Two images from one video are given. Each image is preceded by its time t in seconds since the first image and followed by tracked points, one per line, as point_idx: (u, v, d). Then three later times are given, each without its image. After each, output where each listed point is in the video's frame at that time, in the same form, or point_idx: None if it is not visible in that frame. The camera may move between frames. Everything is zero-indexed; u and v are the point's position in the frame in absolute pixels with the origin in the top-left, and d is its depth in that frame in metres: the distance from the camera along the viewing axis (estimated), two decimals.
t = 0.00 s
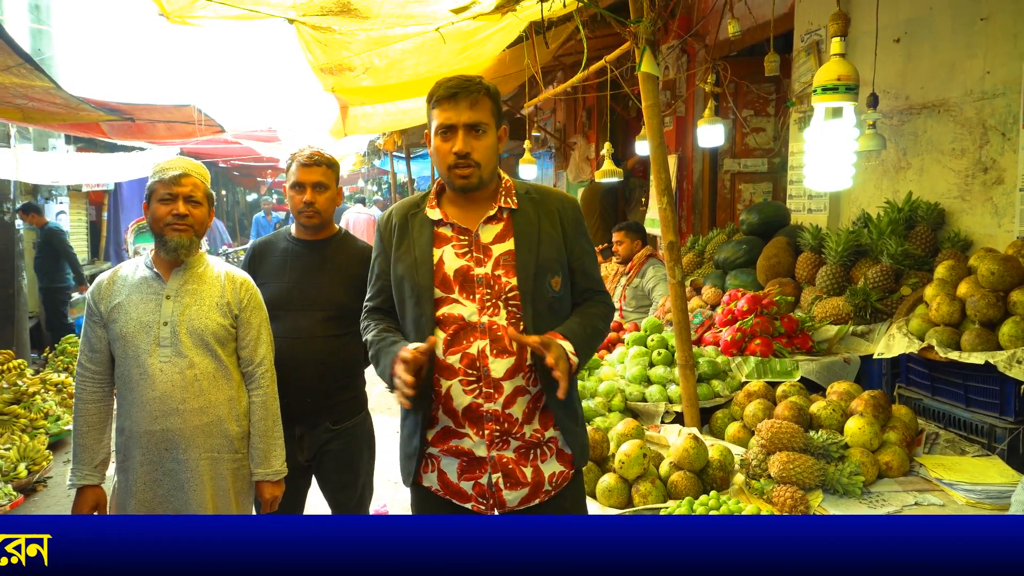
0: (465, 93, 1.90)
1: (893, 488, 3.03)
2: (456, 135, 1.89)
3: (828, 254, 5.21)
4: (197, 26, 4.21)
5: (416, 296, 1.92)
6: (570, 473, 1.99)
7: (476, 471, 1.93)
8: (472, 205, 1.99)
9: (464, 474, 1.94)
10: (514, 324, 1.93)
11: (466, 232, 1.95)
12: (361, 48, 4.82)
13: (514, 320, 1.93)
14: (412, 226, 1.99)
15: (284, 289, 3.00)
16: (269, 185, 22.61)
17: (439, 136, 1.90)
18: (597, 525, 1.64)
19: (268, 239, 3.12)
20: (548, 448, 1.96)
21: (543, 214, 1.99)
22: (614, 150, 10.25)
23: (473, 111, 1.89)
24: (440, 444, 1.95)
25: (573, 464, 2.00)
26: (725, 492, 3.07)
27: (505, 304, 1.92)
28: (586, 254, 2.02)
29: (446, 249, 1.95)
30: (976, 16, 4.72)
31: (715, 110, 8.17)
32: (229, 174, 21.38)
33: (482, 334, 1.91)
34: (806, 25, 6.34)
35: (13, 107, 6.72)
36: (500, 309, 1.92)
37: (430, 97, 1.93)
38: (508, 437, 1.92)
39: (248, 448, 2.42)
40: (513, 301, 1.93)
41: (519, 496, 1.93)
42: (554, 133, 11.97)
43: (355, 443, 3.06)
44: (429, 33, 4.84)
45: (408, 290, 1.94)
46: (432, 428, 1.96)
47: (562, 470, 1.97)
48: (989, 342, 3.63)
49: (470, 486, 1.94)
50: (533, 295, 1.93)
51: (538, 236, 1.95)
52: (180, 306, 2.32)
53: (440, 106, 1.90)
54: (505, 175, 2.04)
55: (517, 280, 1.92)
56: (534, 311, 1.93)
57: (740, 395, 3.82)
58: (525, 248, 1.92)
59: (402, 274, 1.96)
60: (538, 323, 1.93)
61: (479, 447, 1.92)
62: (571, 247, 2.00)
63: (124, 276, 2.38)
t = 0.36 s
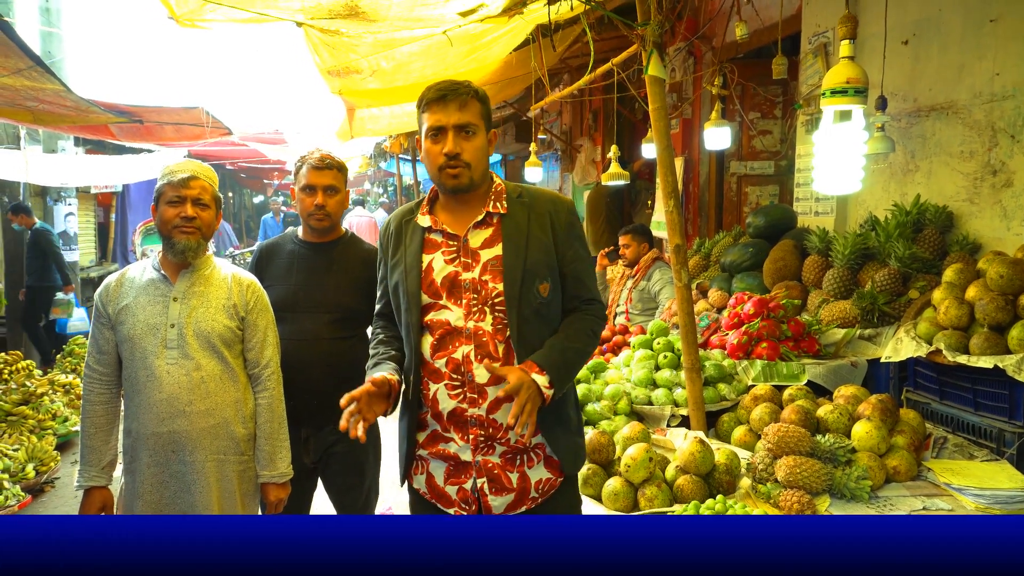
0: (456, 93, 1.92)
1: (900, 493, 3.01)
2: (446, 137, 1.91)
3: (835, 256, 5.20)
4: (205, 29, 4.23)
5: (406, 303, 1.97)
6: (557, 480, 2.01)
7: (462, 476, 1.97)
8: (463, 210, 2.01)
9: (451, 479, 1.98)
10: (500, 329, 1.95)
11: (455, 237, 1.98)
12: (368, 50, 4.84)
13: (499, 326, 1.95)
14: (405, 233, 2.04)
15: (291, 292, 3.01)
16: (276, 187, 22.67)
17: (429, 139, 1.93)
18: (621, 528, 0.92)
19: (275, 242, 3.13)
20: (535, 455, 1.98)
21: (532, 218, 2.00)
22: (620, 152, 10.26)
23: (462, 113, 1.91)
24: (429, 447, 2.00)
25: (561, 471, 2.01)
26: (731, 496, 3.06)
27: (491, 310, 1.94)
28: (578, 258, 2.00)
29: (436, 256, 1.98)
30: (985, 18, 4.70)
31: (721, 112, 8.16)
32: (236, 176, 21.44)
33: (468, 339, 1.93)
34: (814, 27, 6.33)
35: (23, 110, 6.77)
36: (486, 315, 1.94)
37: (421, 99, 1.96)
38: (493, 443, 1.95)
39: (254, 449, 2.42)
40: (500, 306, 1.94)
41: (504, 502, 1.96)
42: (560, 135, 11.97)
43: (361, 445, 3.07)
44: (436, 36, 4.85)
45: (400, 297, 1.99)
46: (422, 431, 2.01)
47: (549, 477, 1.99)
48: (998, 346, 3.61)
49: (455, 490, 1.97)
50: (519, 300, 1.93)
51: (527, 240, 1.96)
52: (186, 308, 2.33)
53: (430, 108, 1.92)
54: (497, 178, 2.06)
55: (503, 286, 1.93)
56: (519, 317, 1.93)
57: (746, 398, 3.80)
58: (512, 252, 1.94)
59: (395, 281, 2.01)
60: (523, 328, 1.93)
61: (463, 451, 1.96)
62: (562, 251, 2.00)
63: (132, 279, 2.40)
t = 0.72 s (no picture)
0: (447, 101, 1.92)
1: (902, 495, 3.01)
2: (438, 144, 1.91)
3: (835, 258, 5.20)
4: (206, 32, 4.24)
5: (402, 311, 1.96)
6: (556, 477, 2.03)
7: (464, 479, 1.96)
8: (454, 216, 2.02)
9: (452, 483, 1.98)
10: (500, 333, 1.95)
11: (448, 244, 1.99)
12: (368, 53, 4.85)
13: (499, 330, 1.95)
14: (396, 240, 2.04)
15: (291, 293, 3.01)
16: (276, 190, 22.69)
17: (421, 146, 1.93)
18: None
19: (275, 244, 3.13)
20: (535, 453, 1.99)
21: (524, 221, 2.02)
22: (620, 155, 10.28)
23: (455, 121, 1.92)
24: (429, 453, 1.99)
25: (561, 468, 2.03)
26: (731, 498, 3.06)
27: (490, 314, 1.95)
28: (568, 259, 2.05)
29: (431, 263, 1.99)
30: (984, 21, 4.70)
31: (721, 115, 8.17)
32: (236, 179, 21.44)
33: (468, 344, 1.93)
34: (813, 30, 6.34)
35: (22, 114, 6.77)
36: (485, 319, 1.94)
37: (411, 106, 1.95)
38: (496, 445, 1.95)
39: (253, 452, 2.42)
40: (498, 311, 1.95)
41: (508, 503, 1.96)
42: (560, 138, 11.99)
43: (361, 447, 3.06)
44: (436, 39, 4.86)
45: (395, 305, 1.98)
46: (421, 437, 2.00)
47: (549, 475, 2.01)
48: (998, 348, 3.60)
49: (458, 494, 1.97)
50: (517, 304, 1.94)
51: (521, 244, 1.98)
52: (184, 310, 2.33)
53: (422, 116, 1.92)
54: (486, 183, 2.07)
55: (500, 290, 1.94)
56: (517, 320, 1.94)
57: (746, 399, 3.80)
58: (507, 256, 1.95)
59: (389, 289, 2.00)
60: (522, 332, 1.94)
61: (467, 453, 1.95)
62: (554, 252, 2.03)
63: (130, 281, 2.39)
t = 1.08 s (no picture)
0: (462, 100, 1.92)
1: (905, 490, 2.99)
2: (451, 142, 1.91)
3: (839, 253, 5.19)
4: (209, 26, 4.23)
5: (411, 309, 1.93)
6: (562, 461, 2.09)
7: (479, 473, 1.95)
8: (458, 212, 2.02)
9: (466, 478, 1.96)
10: (512, 326, 1.99)
11: (456, 240, 1.99)
12: (371, 47, 4.84)
13: (512, 323, 1.99)
14: (398, 236, 1.99)
15: (294, 288, 3.00)
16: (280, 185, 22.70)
17: (433, 144, 1.91)
18: None
19: (278, 239, 3.13)
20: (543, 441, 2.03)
21: (524, 218, 2.09)
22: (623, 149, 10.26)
23: (469, 119, 1.92)
24: (440, 451, 1.97)
25: (565, 453, 2.10)
26: (735, 494, 3.05)
27: (502, 309, 1.97)
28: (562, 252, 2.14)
29: (440, 259, 1.98)
30: (991, 14, 4.66)
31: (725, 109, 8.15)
32: (240, 174, 21.45)
33: (483, 339, 1.94)
34: (819, 23, 6.30)
35: (26, 108, 6.79)
36: (498, 314, 1.96)
37: (421, 100, 1.93)
38: (510, 437, 1.97)
39: (256, 446, 2.42)
40: (510, 305, 1.98)
41: (524, 491, 1.98)
42: (563, 133, 11.97)
43: (365, 442, 3.07)
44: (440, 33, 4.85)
45: (403, 303, 1.93)
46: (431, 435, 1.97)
47: (557, 460, 2.06)
48: (1003, 343, 3.59)
49: (472, 488, 1.96)
50: (527, 298, 1.99)
51: (526, 238, 2.04)
52: (188, 305, 2.33)
53: (434, 112, 1.90)
54: (486, 180, 2.11)
55: (512, 284, 1.98)
56: (528, 314, 1.99)
57: (750, 394, 3.80)
58: (515, 252, 2.00)
59: (394, 286, 1.95)
60: (532, 324, 2.00)
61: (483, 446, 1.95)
62: (552, 247, 2.12)
63: (133, 276, 2.39)
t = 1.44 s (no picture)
0: (481, 101, 1.93)
1: (904, 489, 3.00)
2: (469, 142, 1.92)
3: (839, 252, 5.19)
4: (209, 25, 4.23)
5: (417, 305, 1.92)
6: (563, 457, 2.13)
7: (488, 471, 1.96)
8: (462, 209, 2.03)
9: (474, 478, 1.96)
10: (517, 323, 2.01)
11: (462, 236, 2.00)
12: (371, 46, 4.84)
13: (517, 320, 2.01)
14: (403, 233, 1.98)
15: (292, 287, 3.00)
16: (280, 183, 22.69)
17: (449, 142, 1.92)
18: None
19: (277, 238, 3.13)
20: (547, 437, 2.06)
21: (524, 216, 2.13)
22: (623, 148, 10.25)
23: (486, 119, 1.94)
24: (447, 451, 1.96)
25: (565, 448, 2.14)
26: (733, 492, 3.05)
27: (507, 305, 1.99)
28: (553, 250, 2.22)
29: (446, 255, 1.98)
30: (992, 13, 4.66)
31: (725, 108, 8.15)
32: (240, 173, 21.44)
33: (491, 335, 1.95)
34: (819, 22, 6.29)
35: (26, 106, 6.79)
36: (503, 310, 1.98)
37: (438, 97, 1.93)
38: (518, 433, 1.99)
39: (254, 445, 2.43)
40: (515, 301, 2.01)
41: (532, 487, 2.00)
42: (563, 132, 11.97)
43: (363, 441, 3.07)
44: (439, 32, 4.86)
45: (409, 301, 1.92)
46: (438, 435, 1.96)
47: (560, 456, 2.10)
48: (1002, 342, 3.59)
49: (482, 487, 1.96)
50: (531, 294, 2.03)
51: (528, 234, 2.09)
52: (186, 304, 2.33)
53: (453, 111, 1.91)
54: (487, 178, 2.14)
55: (518, 280, 2.01)
56: (533, 310, 2.03)
57: (749, 394, 3.81)
58: (519, 248, 2.04)
59: (398, 283, 1.93)
60: (536, 320, 2.04)
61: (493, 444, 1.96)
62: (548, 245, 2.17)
63: (132, 274, 2.39)
